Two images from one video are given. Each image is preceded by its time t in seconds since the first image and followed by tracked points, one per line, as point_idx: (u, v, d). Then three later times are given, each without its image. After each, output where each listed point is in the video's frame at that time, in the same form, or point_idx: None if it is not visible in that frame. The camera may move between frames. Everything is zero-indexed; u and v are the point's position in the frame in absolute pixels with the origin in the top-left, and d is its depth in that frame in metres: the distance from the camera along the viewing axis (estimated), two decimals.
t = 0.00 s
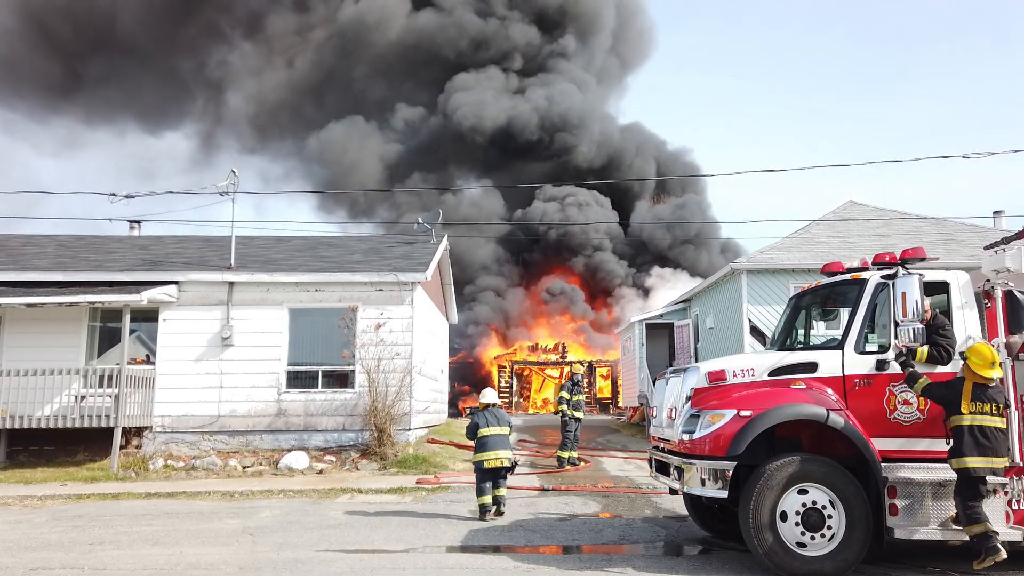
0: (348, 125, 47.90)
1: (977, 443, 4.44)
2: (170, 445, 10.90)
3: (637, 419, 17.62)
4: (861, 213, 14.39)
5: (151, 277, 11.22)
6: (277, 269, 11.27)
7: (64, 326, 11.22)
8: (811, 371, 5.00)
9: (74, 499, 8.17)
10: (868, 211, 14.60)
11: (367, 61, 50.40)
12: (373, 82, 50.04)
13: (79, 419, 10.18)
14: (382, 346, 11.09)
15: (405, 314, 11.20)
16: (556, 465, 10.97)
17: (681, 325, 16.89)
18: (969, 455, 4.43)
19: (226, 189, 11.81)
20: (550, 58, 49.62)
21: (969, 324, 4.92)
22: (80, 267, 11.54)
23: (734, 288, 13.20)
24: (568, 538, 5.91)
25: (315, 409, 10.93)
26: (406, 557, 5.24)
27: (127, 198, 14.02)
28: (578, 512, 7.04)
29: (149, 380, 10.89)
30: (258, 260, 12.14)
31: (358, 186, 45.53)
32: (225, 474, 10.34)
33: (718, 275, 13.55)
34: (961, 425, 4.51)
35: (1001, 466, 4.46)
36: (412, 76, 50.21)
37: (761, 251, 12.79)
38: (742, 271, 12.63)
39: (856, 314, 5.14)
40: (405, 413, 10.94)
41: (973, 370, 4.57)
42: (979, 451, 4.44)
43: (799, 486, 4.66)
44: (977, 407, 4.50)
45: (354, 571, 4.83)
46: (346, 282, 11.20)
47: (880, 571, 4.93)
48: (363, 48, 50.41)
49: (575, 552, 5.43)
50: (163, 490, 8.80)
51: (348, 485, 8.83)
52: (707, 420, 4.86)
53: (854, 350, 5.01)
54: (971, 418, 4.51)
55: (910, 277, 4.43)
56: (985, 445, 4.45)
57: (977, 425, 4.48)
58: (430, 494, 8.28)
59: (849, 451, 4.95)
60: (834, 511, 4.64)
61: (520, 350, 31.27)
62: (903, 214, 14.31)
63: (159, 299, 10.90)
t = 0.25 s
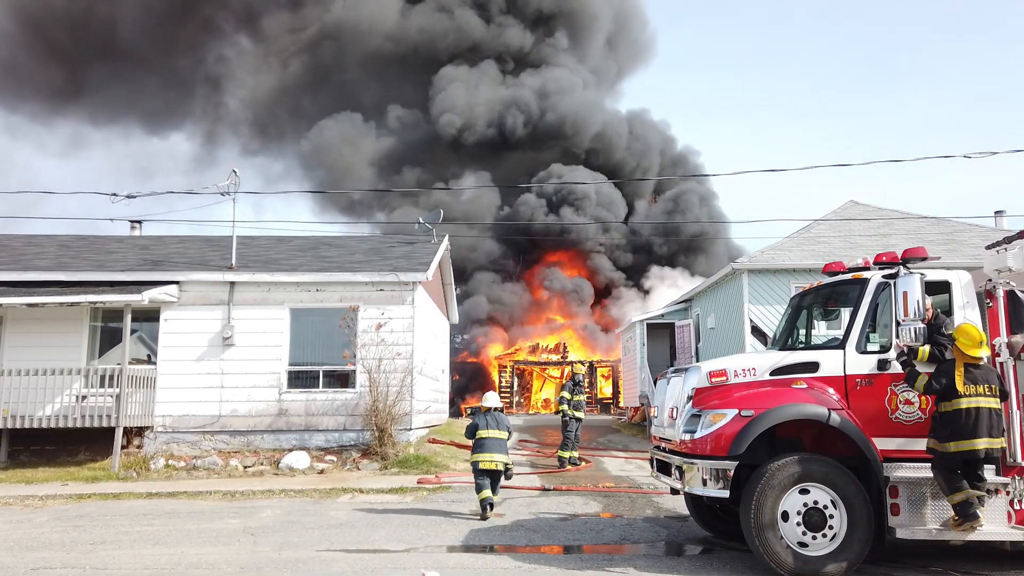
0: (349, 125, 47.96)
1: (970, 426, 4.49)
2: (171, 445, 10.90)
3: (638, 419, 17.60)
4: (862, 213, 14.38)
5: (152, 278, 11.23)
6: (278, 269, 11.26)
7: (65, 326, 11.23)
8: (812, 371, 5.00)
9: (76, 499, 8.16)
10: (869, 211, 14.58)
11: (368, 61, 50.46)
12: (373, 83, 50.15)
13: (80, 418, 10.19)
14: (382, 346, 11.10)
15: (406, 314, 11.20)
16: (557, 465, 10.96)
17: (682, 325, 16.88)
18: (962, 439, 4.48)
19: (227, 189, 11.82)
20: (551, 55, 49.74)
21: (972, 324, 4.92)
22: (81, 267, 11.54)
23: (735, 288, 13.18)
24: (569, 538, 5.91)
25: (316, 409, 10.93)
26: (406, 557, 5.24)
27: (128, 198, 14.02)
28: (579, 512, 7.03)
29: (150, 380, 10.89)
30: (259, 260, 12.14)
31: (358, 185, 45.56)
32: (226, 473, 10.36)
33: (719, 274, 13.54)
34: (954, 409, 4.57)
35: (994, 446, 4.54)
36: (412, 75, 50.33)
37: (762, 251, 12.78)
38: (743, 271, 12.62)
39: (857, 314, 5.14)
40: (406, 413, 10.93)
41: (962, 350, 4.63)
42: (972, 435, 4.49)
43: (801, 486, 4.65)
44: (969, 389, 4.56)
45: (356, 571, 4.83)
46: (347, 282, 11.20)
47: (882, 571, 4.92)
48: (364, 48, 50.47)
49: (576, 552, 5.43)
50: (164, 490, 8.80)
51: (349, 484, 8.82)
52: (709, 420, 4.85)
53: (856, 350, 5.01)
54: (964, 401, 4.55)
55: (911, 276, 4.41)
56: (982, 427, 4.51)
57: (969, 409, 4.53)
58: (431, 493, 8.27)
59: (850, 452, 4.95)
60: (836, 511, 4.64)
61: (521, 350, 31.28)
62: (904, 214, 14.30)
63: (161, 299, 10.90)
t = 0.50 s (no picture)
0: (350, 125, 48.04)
1: (955, 424, 4.50)
2: (172, 445, 10.90)
3: (639, 419, 17.59)
4: (863, 213, 14.38)
5: (153, 278, 11.23)
6: (279, 269, 11.26)
7: (67, 325, 11.23)
8: (813, 371, 4.99)
9: (77, 499, 8.15)
10: (870, 211, 14.58)
11: (369, 61, 50.52)
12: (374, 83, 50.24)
13: (81, 418, 10.20)
14: (384, 346, 11.12)
15: (407, 314, 11.20)
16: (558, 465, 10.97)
17: (683, 325, 16.86)
18: (946, 438, 4.50)
19: (228, 189, 11.81)
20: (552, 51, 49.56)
21: (974, 323, 4.92)
22: (82, 267, 11.54)
23: (736, 287, 13.18)
24: (570, 538, 5.90)
25: (317, 408, 10.93)
26: (407, 556, 5.24)
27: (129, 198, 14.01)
28: (580, 512, 7.03)
29: (151, 380, 10.89)
30: (261, 260, 12.14)
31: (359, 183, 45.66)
32: (227, 473, 10.35)
33: (720, 274, 13.53)
34: (939, 407, 4.59)
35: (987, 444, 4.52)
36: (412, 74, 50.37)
37: (764, 250, 12.77)
38: (744, 271, 12.62)
39: (859, 313, 5.13)
40: (408, 412, 10.93)
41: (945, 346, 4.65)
42: (959, 433, 4.49)
43: (803, 486, 4.64)
44: (954, 386, 4.57)
45: (357, 571, 4.82)
46: (349, 281, 11.20)
47: (884, 571, 4.92)
48: (365, 48, 50.54)
49: (577, 552, 5.42)
50: (166, 489, 8.78)
51: (350, 484, 8.80)
52: (710, 420, 4.85)
53: (857, 350, 5.00)
54: (948, 399, 4.57)
55: (914, 276, 4.41)
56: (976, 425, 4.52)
57: (955, 406, 4.53)
58: (433, 493, 8.27)
59: (853, 452, 4.95)
60: (837, 512, 4.63)
61: (522, 349, 31.30)
62: (905, 213, 14.30)
63: (162, 299, 10.91)
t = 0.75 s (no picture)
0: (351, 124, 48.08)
1: (945, 424, 4.51)
2: (173, 445, 10.90)
3: (640, 420, 17.58)
4: (864, 213, 14.37)
5: (154, 277, 11.22)
6: (279, 269, 11.27)
7: (68, 325, 11.24)
8: (815, 371, 4.99)
9: (78, 499, 8.15)
10: (872, 211, 14.57)
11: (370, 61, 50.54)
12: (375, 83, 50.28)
13: (82, 418, 10.21)
14: (385, 346, 11.12)
15: (408, 314, 11.20)
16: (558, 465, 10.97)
17: (684, 325, 16.85)
18: (936, 437, 4.50)
19: (229, 189, 11.81)
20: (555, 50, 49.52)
21: (975, 324, 4.92)
22: (83, 267, 11.54)
23: (737, 288, 13.17)
24: (571, 538, 5.90)
25: (318, 408, 10.94)
26: (408, 557, 5.23)
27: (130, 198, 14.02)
28: (582, 512, 7.03)
29: (152, 380, 10.89)
30: (262, 260, 12.15)
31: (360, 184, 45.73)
32: (228, 473, 10.35)
33: (722, 274, 13.50)
34: (929, 407, 4.60)
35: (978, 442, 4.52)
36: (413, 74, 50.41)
37: (764, 251, 12.76)
38: (745, 271, 12.60)
39: (860, 314, 5.13)
40: (408, 413, 10.94)
41: (935, 344, 4.66)
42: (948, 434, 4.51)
43: (804, 486, 4.63)
44: (944, 385, 4.57)
45: (357, 571, 4.82)
46: (350, 281, 11.20)
47: (885, 571, 4.91)
48: (366, 48, 50.59)
49: (577, 552, 5.42)
50: (167, 489, 8.78)
51: (351, 484, 8.80)
52: (711, 420, 4.84)
53: (859, 350, 4.99)
54: (938, 398, 4.57)
55: (914, 276, 4.40)
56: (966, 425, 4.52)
57: (943, 406, 4.54)
58: (433, 493, 8.27)
59: (855, 452, 4.95)
60: (839, 512, 4.62)
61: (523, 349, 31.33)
62: (906, 214, 14.28)
63: (163, 299, 10.91)
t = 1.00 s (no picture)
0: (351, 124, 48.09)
1: (946, 424, 4.51)
2: (174, 445, 10.91)
3: (640, 420, 17.58)
4: (864, 213, 14.36)
5: (156, 277, 11.23)
6: (280, 269, 11.27)
7: (68, 325, 11.24)
8: (815, 371, 4.99)
9: (79, 499, 8.16)
10: (872, 211, 14.56)
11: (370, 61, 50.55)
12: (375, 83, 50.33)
13: (83, 418, 10.22)
14: (385, 346, 11.11)
15: (409, 314, 11.19)
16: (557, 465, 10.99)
17: (685, 325, 16.85)
18: (938, 437, 4.49)
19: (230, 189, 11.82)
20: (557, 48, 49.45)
21: (976, 324, 4.91)
22: (84, 267, 11.55)
23: (738, 288, 13.17)
24: (571, 538, 5.90)
25: (319, 409, 10.94)
26: (409, 557, 5.24)
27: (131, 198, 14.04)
28: (583, 512, 7.03)
29: (153, 380, 10.90)
30: (262, 260, 12.16)
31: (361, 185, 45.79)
32: (229, 474, 10.35)
33: (723, 275, 13.49)
34: (930, 406, 4.59)
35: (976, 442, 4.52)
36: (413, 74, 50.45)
37: (765, 251, 12.75)
38: (746, 271, 12.59)
39: (861, 314, 5.13)
40: (409, 413, 10.94)
41: (937, 344, 4.65)
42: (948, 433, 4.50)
43: (805, 486, 4.63)
44: (945, 385, 4.57)
45: (358, 571, 4.82)
46: (351, 282, 11.21)
47: (885, 571, 4.92)
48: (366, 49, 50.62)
49: (577, 552, 5.43)
50: (167, 489, 8.78)
51: (351, 485, 8.81)
52: (712, 420, 4.85)
53: (859, 350, 4.99)
54: (939, 398, 4.57)
55: (915, 276, 4.40)
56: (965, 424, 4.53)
57: (945, 405, 4.54)
58: (434, 494, 8.28)
59: (855, 452, 4.95)
60: (839, 512, 4.62)
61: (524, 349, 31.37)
62: (907, 214, 14.27)
63: (163, 299, 10.92)
